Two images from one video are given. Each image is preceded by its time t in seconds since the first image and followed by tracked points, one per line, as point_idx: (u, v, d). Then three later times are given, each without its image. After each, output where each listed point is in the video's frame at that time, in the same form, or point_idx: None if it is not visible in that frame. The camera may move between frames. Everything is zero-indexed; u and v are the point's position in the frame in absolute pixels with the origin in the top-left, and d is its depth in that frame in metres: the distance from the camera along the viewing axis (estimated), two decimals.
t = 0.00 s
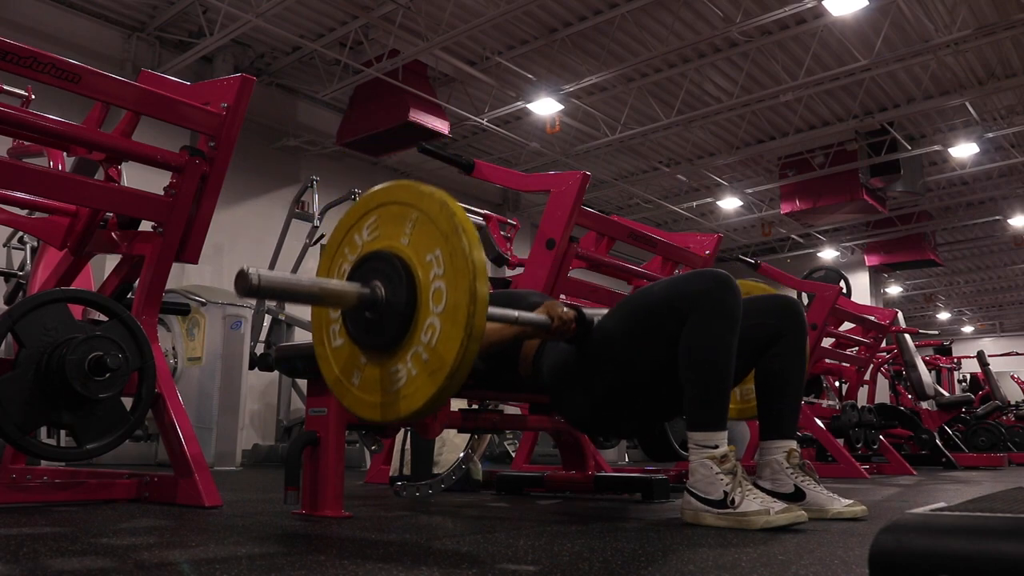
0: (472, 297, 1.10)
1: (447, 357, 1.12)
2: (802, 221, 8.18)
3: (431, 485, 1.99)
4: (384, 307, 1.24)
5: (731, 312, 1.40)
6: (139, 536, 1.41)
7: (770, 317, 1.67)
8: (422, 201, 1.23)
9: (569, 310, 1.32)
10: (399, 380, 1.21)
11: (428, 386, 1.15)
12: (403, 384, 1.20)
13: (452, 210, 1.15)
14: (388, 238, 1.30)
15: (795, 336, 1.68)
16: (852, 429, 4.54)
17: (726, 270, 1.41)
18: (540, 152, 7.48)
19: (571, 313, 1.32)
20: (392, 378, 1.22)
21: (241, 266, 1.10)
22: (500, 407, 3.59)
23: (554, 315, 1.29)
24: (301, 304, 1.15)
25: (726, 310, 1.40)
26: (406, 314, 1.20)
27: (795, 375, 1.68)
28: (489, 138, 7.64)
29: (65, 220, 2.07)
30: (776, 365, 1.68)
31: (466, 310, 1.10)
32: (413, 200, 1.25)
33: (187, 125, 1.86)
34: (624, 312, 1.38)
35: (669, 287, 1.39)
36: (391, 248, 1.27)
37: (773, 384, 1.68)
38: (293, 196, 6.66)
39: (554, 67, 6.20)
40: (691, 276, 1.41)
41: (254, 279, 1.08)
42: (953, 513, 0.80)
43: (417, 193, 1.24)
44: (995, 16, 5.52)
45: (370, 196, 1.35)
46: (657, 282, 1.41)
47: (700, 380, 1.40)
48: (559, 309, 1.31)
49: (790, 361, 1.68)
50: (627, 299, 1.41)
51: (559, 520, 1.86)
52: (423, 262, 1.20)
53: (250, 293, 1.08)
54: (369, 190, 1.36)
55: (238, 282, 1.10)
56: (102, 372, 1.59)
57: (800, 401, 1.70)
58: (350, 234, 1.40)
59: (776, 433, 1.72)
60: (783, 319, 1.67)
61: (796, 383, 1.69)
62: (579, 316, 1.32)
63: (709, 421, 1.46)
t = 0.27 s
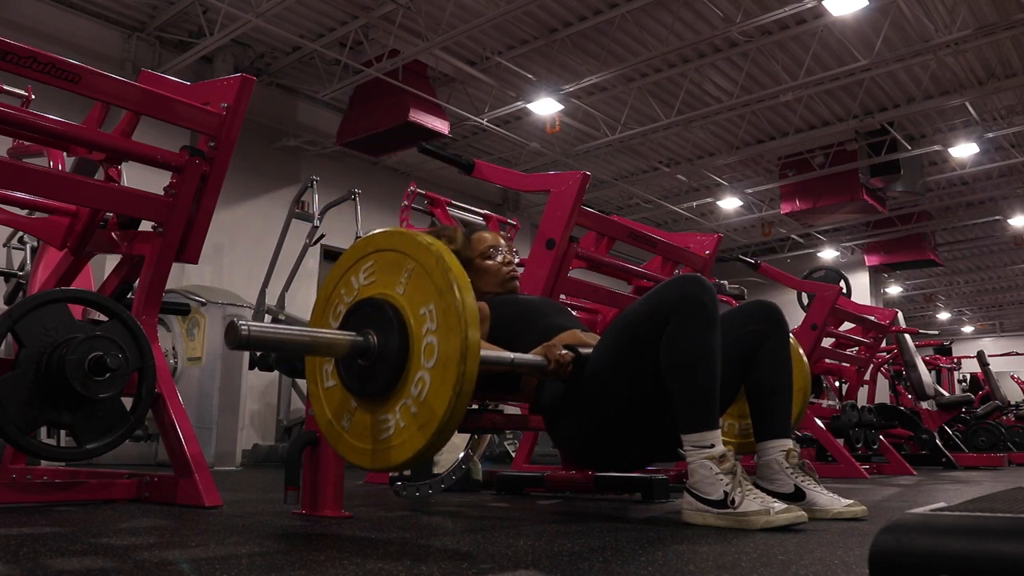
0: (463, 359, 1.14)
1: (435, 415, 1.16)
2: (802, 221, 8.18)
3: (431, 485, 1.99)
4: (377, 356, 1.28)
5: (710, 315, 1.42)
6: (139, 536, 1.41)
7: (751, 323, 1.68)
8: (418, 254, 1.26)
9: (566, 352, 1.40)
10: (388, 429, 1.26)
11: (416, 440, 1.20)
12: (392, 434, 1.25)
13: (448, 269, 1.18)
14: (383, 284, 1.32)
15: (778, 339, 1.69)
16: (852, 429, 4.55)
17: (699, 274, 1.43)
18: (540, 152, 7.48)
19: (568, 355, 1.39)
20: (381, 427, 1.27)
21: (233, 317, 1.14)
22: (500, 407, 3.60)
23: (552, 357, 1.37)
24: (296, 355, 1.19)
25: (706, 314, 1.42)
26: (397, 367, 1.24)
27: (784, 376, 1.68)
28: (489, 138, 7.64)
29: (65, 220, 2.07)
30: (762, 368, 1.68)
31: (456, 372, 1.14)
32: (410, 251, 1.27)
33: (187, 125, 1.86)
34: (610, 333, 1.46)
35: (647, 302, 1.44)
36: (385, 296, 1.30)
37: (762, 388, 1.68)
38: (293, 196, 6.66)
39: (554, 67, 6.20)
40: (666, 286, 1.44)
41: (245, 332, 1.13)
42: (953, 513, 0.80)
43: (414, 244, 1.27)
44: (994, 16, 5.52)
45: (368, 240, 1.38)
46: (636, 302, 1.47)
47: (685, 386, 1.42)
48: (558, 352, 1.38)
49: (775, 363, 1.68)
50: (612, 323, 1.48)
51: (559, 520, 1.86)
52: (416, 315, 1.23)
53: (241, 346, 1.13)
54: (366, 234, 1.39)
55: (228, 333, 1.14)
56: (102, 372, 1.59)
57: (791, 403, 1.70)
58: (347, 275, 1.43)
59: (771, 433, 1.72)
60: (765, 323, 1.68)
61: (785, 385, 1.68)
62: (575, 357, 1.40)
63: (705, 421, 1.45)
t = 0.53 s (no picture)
0: (452, 390, 1.15)
1: (423, 442, 1.17)
2: (802, 221, 8.18)
3: (432, 484, 1.99)
4: (370, 376, 1.28)
5: (693, 313, 1.42)
6: (139, 536, 1.41)
7: (735, 329, 1.68)
8: (416, 278, 1.26)
9: (560, 371, 1.40)
10: (376, 449, 1.27)
11: (403, 464, 1.21)
12: (379, 454, 1.26)
13: (444, 299, 1.19)
14: (378, 304, 1.33)
15: (763, 342, 1.69)
16: (852, 429, 4.55)
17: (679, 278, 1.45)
18: (540, 152, 7.48)
19: (561, 373, 1.40)
20: (369, 446, 1.28)
21: (227, 337, 1.17)
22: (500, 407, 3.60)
23: (544, 375, 1.38)
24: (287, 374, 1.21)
25: (690, 315, 1.42)
26: (387, 389, 1.25)
27: (773, 378, 1.67)
28: (489, 138, 7.64)
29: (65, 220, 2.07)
30: (749, 371, 1.68)
31: (445, 402, 1.15)
32: (407, 274, 1.28)
33: (187, 125, 1.86)
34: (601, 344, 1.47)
35: (632, 310, 1.45)
36: (380, 315, 1.31)
37: (752, 391, 1.68)
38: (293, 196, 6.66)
39: (554, 67, 6.20)
40: (649, 292, 1.45)
41: (236, 351, 1.16)
42: (953, 513, 0.80)
43: (412, 267, 1.27)
44: (994, 16, 5.52)
45: (367, 257, 1.38)
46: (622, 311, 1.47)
47: (673, 392, 1.42)
48: (551, 370, 1.39)
49: (763, 366, 1.68)
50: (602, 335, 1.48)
51: (559, 520, 1.86)
52: (410, 338, 1.24)
53: (231, 365, 1.16)
54: (366, 251, 1.39)
55: (222, 352, 1.16)
56: (103, 372, 1.59)
57: (782, 403, 1.70)
58: (344, 290, 1.43)
59: (766, 435, 1.71)
60: (748, 327, 1.68)
61: (774, 386, 1.68)
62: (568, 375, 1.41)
63: (696, 420, 1.45)
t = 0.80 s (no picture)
0: (466, 375, 1.15)
1: (436, 427, 1.17)
2: (802, 221, 8.18)
3: (432, 484, 1.99)
4: (380, 363, 1.28)
5: (704, 314, 1.43)
6: (139, 536, 1.41)
7: (746, 327, 1.68)
8: (427, 264, 1.26)
9: (565, 359, 1.42)
10: (387, 435, 1.27)
11: (416, 449, 1.21)
12: (391, 440, 1.26)
13: (456, 284, 1.19)
14: (389, 292, 1.33)
15: (774, 341, 1.69)
16: (852, 429, 4.55)
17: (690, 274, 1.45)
18: (540, 152, 7.48)
19: (567, 361, 1.41)
20: (381, 433, 1.28)
21: (238, 323, 1.16)
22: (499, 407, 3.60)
23: (551, 363, 1.39)
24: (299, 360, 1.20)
25: (700, 314, 1.42)
26: (399, 375, 1.25)
27: (781, 379, 1.68)
28: (489, 138, 7.64)
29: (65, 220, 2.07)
30: (758, 369, 1.68)
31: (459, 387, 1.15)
32: (418, 261, 1.28)
33: (188, 125, 1.86)
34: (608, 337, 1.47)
35: (643, 304, 1.45)
36: (391, 303, 1.31)
37: (759, 390, 1.69)
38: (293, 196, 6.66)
39: (554, 67, 6.20)
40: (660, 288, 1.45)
41: (249, 337, 1.14)
42: (953, 513, 0.80)
43: (422, 254, 1.27)
44: (994, 16, 5.53)
45: (376, 245, 1.38)
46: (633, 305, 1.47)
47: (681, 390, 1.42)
48: (556, 358, 1.41)
49: (772, 365, 1.68)
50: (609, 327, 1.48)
51: (560, 520, 1.86)
52: (421, 325, 1.24)
53: (243, 351, 1.15)
54: (375, 239, 1.39)
55: (233, 339, 1.15)
56: (103, 372, 1.59)
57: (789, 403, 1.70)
58: (353, 279, 1.43)
59: (770, 435, 1.72)
60: (759, 326, 1.68)
61: (782, 386, 1.69)
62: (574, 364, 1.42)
63: (701, 420, 1.46)
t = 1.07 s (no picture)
0: (481, 312, 1.10)
1: (453, 368, 1.12)
2: (802, 221, 8.18)
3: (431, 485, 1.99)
4: (394, 310, 1.23)
5: (728, 312, 1.40)
6: (139, 536, 1.41)
7: (771, 319, 1.67)
8: (439, 207, 1.21)
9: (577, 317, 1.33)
10: (404, 381, 1.22)
11: (433, 395, 1.15)
12: (408, 386, 1.21)
13: (469, 221, 1.14)
14: (401, 238, 1.28)
15: (796, 337, 1.69)
16: (852, 429, 4.55)
17: (721, 270, 1.40)
18: (540, 152, 7.48)
19: (578, 319, 1.33)
20: (397, 379, 1.23)
21: (252, 264, 1.09)
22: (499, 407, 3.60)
23: (562, 320, 1.30)
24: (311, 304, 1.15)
25: (724, 310, 1.40)
26: (414, 319, 1.20)
27: (796, 376, 1.69)
28: (489, 138, 7.64)
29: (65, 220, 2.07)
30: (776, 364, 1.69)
31: (476, 324, 1.10)
32: (429, 204, 1.23)
33: (187, 125, 1.86)
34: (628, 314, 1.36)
35: (667, 289, 1.39)
36: (403, 250, 1.26)
37: (773, 385, 1.69)
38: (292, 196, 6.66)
39: (554, 67, 6.20)
40: (687, 278, 1.40)
41: (266, 278, 1.09)
42: (953, 514, 0.80)
43: (433, 196, 1.23)
44: (994, 16, 5.52)
45: (385, 194, 1.34)
46: (655, 285, 1.41)
47: (700, 383, 1.40)
48: (567, 315, 1.32)
49: (790, 361, 1.69)
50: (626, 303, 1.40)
51: (560, 520, 1.86)
52: (435, 268, 1.19)
53: (259, 293, 1.09)
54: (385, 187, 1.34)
55: (249, 280, 1.09)
56: (102, 372, 1.59)
57: (802, 400, 1.71)
58: (363, 231, 1.38)
59: (778, 433, 1.72)
60: (785, 320, 1.67)
61: (797, 383, 1.69)
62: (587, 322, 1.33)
63: (714, 421, 1.46)
